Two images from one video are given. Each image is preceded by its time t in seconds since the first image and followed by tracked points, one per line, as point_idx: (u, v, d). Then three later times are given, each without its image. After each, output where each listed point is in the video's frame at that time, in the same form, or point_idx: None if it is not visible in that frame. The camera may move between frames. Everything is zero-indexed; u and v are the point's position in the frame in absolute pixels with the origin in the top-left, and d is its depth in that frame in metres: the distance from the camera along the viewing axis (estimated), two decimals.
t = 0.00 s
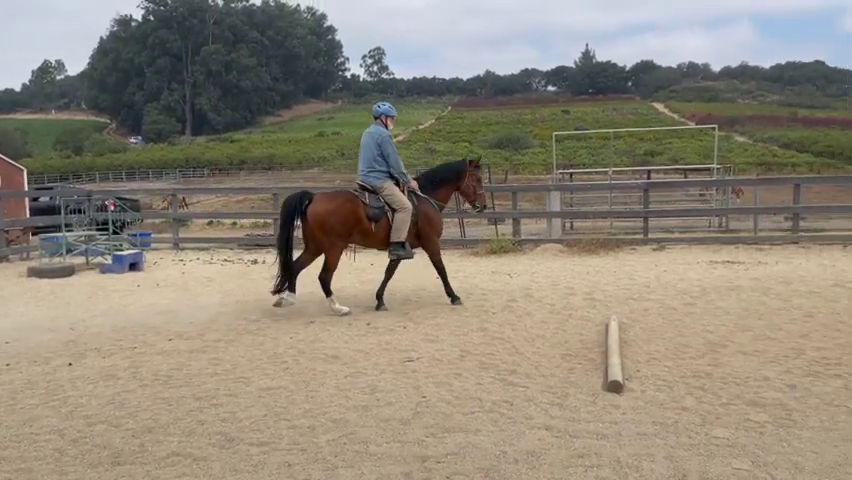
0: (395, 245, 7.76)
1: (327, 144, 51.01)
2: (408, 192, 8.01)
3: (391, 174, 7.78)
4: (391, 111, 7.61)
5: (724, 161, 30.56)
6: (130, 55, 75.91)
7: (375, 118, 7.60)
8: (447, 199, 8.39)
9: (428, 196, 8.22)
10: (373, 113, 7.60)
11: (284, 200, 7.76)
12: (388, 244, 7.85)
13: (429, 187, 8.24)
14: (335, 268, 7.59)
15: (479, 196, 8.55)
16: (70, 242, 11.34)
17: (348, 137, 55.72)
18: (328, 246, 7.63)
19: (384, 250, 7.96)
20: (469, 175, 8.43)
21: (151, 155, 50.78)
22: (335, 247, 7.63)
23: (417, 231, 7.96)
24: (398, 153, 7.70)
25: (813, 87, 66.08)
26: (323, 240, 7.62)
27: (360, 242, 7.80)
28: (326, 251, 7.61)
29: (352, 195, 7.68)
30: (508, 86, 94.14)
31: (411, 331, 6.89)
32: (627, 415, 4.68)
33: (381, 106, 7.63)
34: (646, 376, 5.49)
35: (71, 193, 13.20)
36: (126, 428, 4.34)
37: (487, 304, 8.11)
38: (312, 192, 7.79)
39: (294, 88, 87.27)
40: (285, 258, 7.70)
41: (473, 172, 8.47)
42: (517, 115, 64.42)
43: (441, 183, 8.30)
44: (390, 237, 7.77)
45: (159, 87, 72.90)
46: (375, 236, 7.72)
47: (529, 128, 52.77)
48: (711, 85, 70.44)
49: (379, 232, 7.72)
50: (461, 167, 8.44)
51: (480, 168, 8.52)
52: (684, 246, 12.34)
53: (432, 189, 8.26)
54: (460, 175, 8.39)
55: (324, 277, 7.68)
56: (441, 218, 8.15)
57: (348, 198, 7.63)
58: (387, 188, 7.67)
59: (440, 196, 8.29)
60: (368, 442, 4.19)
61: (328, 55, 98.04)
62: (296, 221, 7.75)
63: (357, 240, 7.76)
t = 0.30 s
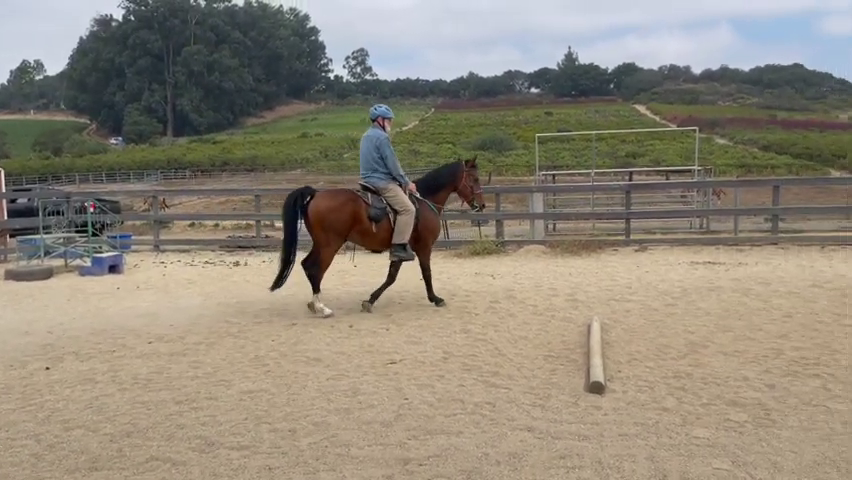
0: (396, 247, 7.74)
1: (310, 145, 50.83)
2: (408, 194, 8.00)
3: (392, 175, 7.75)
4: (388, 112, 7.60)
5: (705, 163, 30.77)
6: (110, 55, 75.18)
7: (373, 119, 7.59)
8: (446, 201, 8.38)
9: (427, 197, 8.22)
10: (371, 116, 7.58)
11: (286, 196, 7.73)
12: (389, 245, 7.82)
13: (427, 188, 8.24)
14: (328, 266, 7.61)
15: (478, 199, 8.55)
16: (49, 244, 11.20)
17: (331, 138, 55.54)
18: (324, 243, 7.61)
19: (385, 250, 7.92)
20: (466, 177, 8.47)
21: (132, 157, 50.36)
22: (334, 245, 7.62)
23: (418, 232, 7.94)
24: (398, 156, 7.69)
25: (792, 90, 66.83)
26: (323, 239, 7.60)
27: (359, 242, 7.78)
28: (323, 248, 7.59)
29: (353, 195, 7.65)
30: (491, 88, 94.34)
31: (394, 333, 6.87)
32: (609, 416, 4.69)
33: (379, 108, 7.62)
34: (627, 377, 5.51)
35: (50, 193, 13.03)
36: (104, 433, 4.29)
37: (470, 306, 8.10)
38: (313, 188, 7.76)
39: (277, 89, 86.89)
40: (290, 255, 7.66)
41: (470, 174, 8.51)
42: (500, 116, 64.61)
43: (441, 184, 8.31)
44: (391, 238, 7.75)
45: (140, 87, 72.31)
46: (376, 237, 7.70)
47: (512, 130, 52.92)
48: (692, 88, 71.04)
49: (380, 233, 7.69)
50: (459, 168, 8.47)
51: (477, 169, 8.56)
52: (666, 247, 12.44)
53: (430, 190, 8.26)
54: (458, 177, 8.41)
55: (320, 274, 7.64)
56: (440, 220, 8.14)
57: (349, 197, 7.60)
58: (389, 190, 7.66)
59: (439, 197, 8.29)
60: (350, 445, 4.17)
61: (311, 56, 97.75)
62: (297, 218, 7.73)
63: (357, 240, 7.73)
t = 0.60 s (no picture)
0: (397, 246, 7.79)
1: (299, 146, 50.70)
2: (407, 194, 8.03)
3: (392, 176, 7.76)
4: (387, 113, 7.60)
5: (693, 164, 30.94)
6: (97, 55, 74.65)
7: (373, 119, 7.58)
8: (445, 202, 8.42)
9: (426, 198, 8.25)
10: (370, 116, 7.57)
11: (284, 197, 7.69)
12: (389, 244, 7.86)
13: (427, 189, 8.27)
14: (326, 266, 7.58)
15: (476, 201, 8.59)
16: (34, 246, 11.09)
17: (320, 139, 55.42)
18: (323, 243, 7.57)
19: (384, 250, 7.96)
20: (465, 179, 8.51)
21: (119, 157, 50.04)
22: (331, 245, 7.58)
23: (419, 232, 7.97)
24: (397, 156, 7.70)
25: (779, 93, 67.32)
26: (322, 239, 7.56)
27: (358, 242, 7.79)
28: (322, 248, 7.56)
29: (353, 195, 7.64)
30: (480, 89, 94.49)
31: (382, 335, 6.86)
32: (597, 416, 4.70)
33: (378, 108, 7.61)
34: (615, 377, 5.53)
35: (35, 195, 12.93)
36: (89, 436, 4.25)
37: (459, 307, 8.11)
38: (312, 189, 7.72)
39: (265, 90, 86.60)
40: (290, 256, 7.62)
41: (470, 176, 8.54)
42: (489, 118, 64.70)
43: (440, 185, 8.35)
44: (391, 238, 7.79)
45: (127, 88, 71.88)
46: (376, 236, 7.72)
47: (501, 132, 53.03)
48: (679, 89, 71.46)
49: (379, 233, 7.73)
50: (458, 169, 8.51)
51: (476, 171, 8.62)
52: (653, 248, 12.50)
53: (429, 190, 8.29)
54: (458, 178, 8.45)
55: (318, 274, 7.61)
56: (438, 220, 8.18)
57: (349, 197, 7.58)
58: (389, 189, 7.68)
59: (437, 197, 8.33)
60: (338, 447, 4.16)
61: (300, 57, 97.54)
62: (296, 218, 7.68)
63: (356, 240, 7.74)
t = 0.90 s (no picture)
0: (398, 244, 7.82)
1: (288, 147, 50.51)
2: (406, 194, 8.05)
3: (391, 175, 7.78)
4: (387, 113, 7.60)
5: (680, 166, 31.05)
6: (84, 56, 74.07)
7: (373, 119, 7.59)
8: (443, 203, 8.46)
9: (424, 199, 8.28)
10: (370, 115, 7.57)
11: (282, 199, 7.64)
12: (389, 243, 7.89)
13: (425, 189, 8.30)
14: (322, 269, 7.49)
15: (475, 202, 8.61)
16: (19, 247, 10.95)
17: (309, 140, 55.27)
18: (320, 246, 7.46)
19: (384, 249, 7.99)
20: (467, 181, 8.54)
21: (106, 158, 49.66)
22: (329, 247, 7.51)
23: (417, 232, 7.99)
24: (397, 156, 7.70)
25: (765, 95, 67.75)
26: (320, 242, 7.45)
27: (357, 241, 7.80)
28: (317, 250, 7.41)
29: (352, 196, 7.63)
30: (469, 91, 94.54)
31: (370, 336, 6.84)
32: (585, 417, 4.70)
33: (378, 108, 7.61)
34: (603, 378, 5.54)
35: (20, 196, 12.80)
36: (74, 440, 4.21)
37: (447, 308, 8.10)
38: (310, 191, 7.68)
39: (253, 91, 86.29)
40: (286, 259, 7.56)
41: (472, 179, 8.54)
42: (478, 119, 64.72)
43: (438, 185, 8.40)
44: (391, 236, 7.82)
45: (114, 89, 71.40)
46: (375, 235, 7.75)
47: (490, 133, 53.05)
48: (667, 91, 71.75)
49: (378, 232, 7.75)
50: (458, 172, 8.54)
51: (478, 175, 8.62)
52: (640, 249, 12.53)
53: (428, 191, 8.33)
54: (457, 179, 8.49)
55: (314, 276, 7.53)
56: (437, 219, 8.22)
57: (347, 198, 7.54)
58: (388, 188, 7.71)
59: (436, 198, 8.37)
60: (325, 450, 4.14)
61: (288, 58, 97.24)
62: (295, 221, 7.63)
63: (355, 239, 7.74)
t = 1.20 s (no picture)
0: (397, 242, 7.81)
1: (276, 148, 50.29)
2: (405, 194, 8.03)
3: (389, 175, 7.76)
4: (388, 112, 7.59)
5: (669, 167, 31.10)
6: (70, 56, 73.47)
7: (374, 118, 7.57)
8: (442, 203, 8.45)
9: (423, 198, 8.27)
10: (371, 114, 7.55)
11: (281, 203, 7.63)
12: (389, 242, 7.87)
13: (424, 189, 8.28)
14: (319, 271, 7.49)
15: (475, 204, 8.57)
16: (3, 249, 10.88)
17: (298, 141, 55.05)
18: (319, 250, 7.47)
19: (383, 248, 7.98)
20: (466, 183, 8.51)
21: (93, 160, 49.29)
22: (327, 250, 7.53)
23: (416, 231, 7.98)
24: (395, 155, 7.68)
25: (752, 97, 68.10)
26: (318, 246, 7.46)
27: (355, 242, 7.80)
28: (314, 253, 7.41)
29: (350, 197, 7.64)
30: (458, 92, 94.53)
31: (359, 338, 6.82)
32: (573, 419, 4.71)
33: (379, 107, 7.60)
34: (591, 379, 5.55)
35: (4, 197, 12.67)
36: (58, 443, 4.18)
37: (437, 310, 8.09)
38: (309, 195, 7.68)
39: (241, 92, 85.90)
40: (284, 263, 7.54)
41: (472, 182, 8.50)
42: (466, 120, 64.73)
43: (438, 185, 8.37)
44: (389, 236, 7.81)
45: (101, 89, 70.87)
46: (373, 235, 7.74)
47: (479, 134, 53.00)
48: (655, 93, 72.01)
49: (377, 231, 7.74)
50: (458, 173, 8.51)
51: (479, 178, 8.56)
52: (629, 250, 12.56)
53: (426, 191, 8.31)
54: (457, 180, 8.44)
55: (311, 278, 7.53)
56: (434, 219, 8.19)
57: (345, 200, 7.58)
58: (385, 187, 7.69)
59: (435, 198, 8.36)
60: (313, 453, 4.12)
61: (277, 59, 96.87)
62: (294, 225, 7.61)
63: (353, 240, 7.75)
